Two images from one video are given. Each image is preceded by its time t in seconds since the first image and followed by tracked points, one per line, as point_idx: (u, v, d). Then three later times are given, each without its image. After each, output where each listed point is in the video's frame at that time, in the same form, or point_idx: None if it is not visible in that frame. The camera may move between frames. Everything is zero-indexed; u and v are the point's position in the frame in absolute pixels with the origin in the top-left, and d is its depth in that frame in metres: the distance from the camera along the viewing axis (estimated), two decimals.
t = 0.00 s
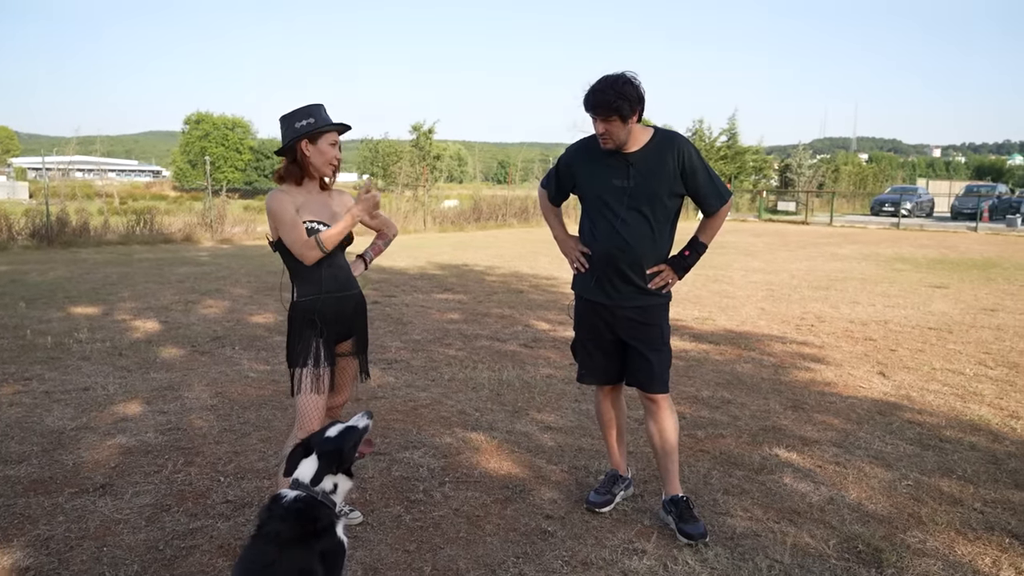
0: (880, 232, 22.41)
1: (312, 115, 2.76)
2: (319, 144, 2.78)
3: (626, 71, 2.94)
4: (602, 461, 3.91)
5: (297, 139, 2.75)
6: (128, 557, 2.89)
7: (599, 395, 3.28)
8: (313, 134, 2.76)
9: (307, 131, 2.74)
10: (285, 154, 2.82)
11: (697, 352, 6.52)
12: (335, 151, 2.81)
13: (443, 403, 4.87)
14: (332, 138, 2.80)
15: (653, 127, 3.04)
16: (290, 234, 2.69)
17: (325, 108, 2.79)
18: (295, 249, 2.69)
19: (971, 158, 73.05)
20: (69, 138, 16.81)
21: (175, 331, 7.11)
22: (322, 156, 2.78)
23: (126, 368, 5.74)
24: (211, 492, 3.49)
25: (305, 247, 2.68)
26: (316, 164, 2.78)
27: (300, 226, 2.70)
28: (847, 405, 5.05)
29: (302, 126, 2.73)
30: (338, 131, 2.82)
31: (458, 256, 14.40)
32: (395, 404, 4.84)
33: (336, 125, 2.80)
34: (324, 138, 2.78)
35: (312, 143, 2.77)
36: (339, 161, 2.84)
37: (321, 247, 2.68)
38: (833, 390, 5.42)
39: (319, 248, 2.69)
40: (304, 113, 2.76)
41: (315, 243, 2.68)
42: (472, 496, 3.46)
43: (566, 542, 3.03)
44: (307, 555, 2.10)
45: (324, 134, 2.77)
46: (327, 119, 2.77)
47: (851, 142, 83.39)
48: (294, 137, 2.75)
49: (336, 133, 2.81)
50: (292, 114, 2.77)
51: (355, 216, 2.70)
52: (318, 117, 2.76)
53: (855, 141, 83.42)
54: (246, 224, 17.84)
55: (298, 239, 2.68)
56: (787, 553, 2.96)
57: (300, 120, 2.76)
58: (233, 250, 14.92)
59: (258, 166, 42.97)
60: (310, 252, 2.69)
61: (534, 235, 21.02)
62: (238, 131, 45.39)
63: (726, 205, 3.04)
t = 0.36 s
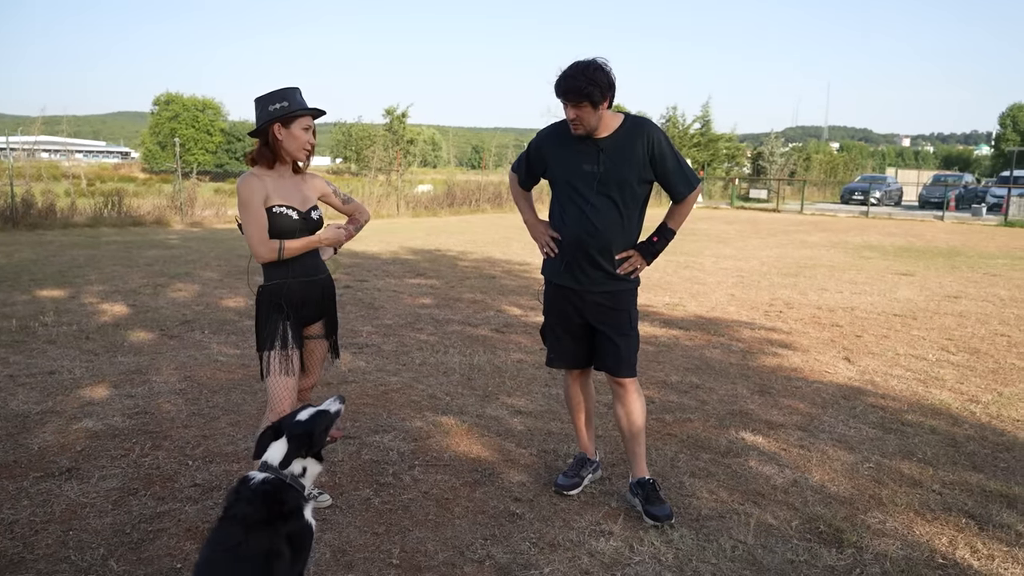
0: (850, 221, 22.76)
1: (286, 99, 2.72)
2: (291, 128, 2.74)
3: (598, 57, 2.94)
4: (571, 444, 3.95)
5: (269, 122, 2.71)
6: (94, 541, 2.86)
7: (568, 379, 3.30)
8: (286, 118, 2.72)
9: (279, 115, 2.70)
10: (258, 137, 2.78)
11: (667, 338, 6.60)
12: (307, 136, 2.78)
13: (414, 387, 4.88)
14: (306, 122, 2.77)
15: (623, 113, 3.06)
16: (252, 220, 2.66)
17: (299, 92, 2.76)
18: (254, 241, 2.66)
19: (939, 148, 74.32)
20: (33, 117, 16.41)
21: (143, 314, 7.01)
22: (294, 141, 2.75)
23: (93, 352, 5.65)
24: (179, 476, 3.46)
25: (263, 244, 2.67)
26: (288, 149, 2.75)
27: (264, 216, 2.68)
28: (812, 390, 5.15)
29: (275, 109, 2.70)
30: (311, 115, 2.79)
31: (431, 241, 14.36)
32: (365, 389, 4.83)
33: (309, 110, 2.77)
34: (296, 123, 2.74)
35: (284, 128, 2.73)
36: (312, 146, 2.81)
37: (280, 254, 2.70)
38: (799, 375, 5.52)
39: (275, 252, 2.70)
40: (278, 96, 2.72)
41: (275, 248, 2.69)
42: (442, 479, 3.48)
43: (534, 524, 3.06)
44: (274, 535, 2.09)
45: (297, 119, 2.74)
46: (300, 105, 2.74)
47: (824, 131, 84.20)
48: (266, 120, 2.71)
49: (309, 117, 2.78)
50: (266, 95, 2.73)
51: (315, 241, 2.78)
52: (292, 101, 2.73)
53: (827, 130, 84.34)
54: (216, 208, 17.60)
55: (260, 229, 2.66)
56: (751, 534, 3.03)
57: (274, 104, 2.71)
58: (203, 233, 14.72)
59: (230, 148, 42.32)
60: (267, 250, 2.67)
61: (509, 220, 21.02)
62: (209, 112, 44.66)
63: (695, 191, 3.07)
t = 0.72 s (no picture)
0: (842, 220, 22.85)
1: (269, 95, 2.72)
2: (277, 125, 2.72)
3: (592, 56, 2.95)
4: (565, 443, 3.96)
5: (257, 122, 2.73)
6: (88, 541, 2.86)
7: (562, 377, 3.31)
8: (271, 114, 2.71)
9: (264, 112, 2.69)
10: (253, 136, 2.81)
11: (660, 336, 6.61)
12: (296, 128, 2.74)
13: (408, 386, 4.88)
14: (292, 115, 2.73)
15: (617, 112, 3.06)
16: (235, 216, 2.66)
17: (287, 86, 2.76)
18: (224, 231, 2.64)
19: (930, 147, 74.76)
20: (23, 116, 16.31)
21: (136, 314, 6.98)
22: (281, 136, 2.72)
23: (85, 352, 5.62)
24: (173, 476, 3.45)
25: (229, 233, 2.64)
26: (276, 145, 2.73)
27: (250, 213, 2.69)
28: (805, 388, 5.18)
29: (260, 107, 2.70)
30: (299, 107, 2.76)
31: (425, 240, 14.35)
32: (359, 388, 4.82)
33: (296, 103, 2.73)
34: (279, 117, 2.71)
35: (269, 123, 2.72)
36: (303, 139, 2.78)
37: (241, 246, 2.64)
38: (791, 373, 5.54)
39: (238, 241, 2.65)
40: (264, 94, 2.73)
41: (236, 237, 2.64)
42: (436, 477, 3.48)
43: (528, 522, 3.07)
44: (268, 534, 2.09)
45: (280, 114, 2.71)
46: (283, 98, 2.71)
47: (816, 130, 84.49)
48: (256, 119, 2.72)
49: (296, 111, 2.74)
50: (257, 93, 2.75)
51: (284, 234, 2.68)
52: (274, 97, 2.72)
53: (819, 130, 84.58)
54: (209, 207, 17.54)
55: (236, 222, 2.66)
56: (744, 530, 3.04)
57: (261, 101, 2.72)
58: (195, 233, 14.66)
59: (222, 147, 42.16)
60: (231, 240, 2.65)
61: (502, 219, 21.02)
62: (201, 111, 44.48)
63: (689, 189, 3.08)
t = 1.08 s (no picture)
0: (832, 217, 22.96)
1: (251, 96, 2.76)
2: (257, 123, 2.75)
3: (585, 54, 2.96)
4: (558, 440, 3.97)
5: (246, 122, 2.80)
6: (81, 541, 2.85)
7: (555, 374, 3.32)
8: (253, 114, 2.75)
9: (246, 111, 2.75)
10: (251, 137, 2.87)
11: (653, 333, 6.64)
12: (271, 125, 2.74)
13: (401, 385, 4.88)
14: (268, 112, 2.73)
15: (609, 110, 3.07)
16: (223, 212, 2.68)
17: (275, 82, 2.74)
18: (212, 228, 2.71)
19: (918, 144, 75.19)
20: (11, 115, 16.21)
21: (127, 314, 6.95)
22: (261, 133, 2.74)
23: (76, 352, 5.60)
24: (166, 476, 3.44)
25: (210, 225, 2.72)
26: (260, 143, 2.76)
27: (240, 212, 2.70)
28: (797, 383, 5.21)
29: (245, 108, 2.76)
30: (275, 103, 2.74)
31: (416, 239, 14.34)
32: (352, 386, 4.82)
33: (273, 99, 2.73)
34: (258, 115, 2.74)
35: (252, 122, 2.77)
36: (286, 134, 2.77)
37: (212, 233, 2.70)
38: (783, 369, 5.58)
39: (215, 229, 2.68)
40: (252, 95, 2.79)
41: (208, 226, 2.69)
42: (430, 475, 3.49)
43: (522, 519, 3.08)
44: (264, 533, 2.09)
45: (257, 111, 2.74)
46: (258, 94, 2.72)
47: (806, 128, 84.74)
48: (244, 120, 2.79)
49: (275, 106, 2.74)
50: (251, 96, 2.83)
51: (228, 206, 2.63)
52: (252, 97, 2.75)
53: (809, 127, 84.96)
54: (199, 206, 17.47)
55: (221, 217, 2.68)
56: (737, 526, 3.06)
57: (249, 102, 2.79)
58: (186, 232, 14.59)
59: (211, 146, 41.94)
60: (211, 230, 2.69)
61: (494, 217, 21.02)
62: (191, 110, 44.25)
63: (681, 186, 3.09)
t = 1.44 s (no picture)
0: (827, 214, 23.02)
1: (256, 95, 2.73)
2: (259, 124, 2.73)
3: (586, 54, 2.97)
4: (555, 438, 3.98)
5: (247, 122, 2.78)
6: (78, 541, 2.85)
7: (552, 372, 3.33)
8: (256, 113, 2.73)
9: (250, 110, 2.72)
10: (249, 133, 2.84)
11: (648, 331, 6.66)
12: (273, 128, 2.72)
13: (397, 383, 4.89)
14: (268, 115, 2.71)
15: (605, 110, 3.09)
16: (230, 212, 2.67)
17: (282, 84, 2.72)
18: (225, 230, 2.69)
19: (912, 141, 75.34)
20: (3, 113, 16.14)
21: (122, 313, 6.93)
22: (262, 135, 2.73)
23: (70, 350, 5.58)
24: (162, 475, 3.44)
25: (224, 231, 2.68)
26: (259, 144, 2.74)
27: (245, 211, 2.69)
28: (792, 381, 5.23)
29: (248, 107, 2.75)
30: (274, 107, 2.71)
31: (412, 236, 14.33)
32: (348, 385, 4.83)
33: (275, 101, 2.70)
34: (261, 116, 2.72)
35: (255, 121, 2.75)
36: (285, 138, 2.76)
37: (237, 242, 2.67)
38: (778, 367, 5.60)
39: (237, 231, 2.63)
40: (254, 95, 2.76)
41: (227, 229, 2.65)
42: (427, 474, 3.49)
43: (519, 517, 3.09)
44: (264, 532, 2.10)
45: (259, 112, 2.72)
46: (261, 94, 2.70)
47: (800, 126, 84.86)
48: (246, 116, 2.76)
49: (277, 108, 2.72)
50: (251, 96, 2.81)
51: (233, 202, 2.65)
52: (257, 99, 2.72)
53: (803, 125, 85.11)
54: (194, 204, 17.39)
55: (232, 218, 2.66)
56: (733, 523, 3.08)
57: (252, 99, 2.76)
58: (180, 230, 14.56)
59: (205, 143, 41.78)
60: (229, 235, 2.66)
61: (489, 215, 21.01)
62: (184, 107, 44.06)
63: (677, 186, 3.10)
